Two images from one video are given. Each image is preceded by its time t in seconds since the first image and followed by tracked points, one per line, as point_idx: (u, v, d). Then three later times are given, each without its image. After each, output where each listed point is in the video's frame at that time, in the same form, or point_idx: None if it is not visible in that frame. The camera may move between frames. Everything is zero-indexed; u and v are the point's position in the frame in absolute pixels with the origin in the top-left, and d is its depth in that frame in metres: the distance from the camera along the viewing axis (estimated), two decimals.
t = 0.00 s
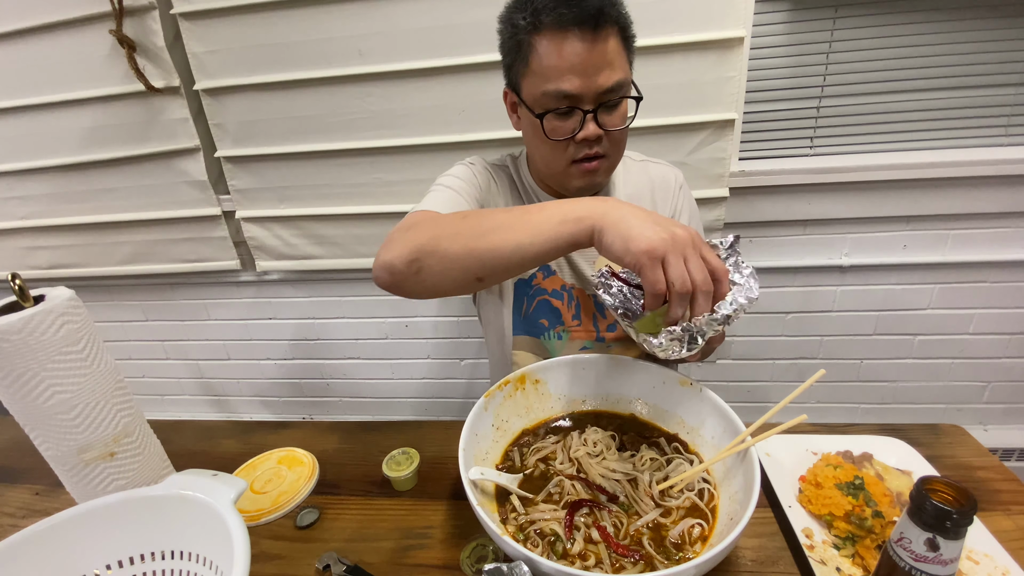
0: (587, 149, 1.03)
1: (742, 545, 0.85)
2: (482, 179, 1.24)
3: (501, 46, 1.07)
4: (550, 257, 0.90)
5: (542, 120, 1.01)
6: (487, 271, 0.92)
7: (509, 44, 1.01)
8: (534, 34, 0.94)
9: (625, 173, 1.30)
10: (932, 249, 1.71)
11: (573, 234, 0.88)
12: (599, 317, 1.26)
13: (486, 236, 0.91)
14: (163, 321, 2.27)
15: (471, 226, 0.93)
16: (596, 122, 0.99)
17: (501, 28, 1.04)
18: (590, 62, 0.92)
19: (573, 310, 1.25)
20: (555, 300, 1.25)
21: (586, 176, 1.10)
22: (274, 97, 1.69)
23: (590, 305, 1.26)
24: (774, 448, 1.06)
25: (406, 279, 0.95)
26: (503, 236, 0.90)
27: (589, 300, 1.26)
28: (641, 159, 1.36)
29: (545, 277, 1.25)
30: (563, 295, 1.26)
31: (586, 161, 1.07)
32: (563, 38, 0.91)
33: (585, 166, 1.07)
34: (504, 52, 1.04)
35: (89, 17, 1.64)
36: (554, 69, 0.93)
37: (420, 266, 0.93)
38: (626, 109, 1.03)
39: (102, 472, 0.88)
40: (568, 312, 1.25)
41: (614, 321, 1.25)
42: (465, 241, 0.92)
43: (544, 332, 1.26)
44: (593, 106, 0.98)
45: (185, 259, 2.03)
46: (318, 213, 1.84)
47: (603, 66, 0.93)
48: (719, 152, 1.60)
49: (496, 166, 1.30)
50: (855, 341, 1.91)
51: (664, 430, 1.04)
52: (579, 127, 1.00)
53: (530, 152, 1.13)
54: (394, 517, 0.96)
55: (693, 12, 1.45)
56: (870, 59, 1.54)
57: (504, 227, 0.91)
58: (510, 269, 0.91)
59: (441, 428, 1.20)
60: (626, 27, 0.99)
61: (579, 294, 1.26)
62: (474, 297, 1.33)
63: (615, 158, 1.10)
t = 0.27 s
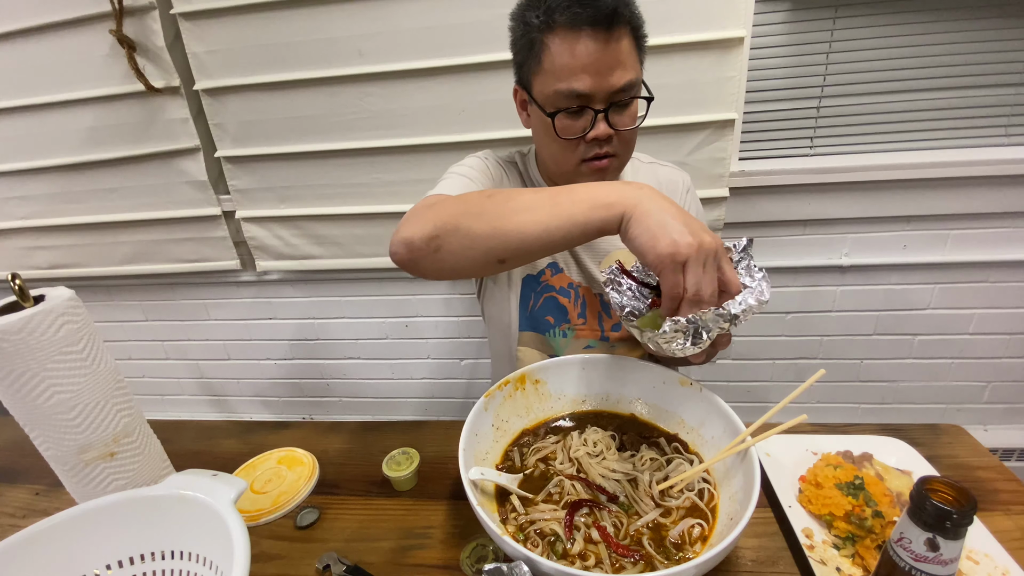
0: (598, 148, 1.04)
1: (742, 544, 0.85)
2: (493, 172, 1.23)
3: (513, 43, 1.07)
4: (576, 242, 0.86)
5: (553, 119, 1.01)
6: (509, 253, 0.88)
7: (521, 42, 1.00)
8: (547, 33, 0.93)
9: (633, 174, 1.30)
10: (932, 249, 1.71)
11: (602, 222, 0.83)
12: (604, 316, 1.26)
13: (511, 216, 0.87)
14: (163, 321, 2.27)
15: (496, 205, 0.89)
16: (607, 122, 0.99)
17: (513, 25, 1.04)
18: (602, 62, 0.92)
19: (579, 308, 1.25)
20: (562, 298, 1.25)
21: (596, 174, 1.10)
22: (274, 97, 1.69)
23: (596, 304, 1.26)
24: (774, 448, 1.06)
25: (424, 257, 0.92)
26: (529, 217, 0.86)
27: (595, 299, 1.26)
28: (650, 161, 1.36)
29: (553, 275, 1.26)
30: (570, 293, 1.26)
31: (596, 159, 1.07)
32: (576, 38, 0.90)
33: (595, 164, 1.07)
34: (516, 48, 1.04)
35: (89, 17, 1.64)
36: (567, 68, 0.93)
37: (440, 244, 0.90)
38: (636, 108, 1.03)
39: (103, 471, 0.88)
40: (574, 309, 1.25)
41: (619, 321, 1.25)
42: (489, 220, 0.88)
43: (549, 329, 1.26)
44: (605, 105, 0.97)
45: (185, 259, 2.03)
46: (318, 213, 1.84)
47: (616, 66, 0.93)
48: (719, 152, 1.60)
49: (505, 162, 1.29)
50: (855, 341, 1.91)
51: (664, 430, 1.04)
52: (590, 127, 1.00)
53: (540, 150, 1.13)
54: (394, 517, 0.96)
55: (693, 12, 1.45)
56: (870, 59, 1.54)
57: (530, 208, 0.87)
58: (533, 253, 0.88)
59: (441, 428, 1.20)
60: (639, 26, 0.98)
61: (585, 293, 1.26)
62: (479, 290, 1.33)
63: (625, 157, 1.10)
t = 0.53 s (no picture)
0: (602, 148, 1.04)
1: (742, 544, 0.85)
2: (501, 168, 1.23)
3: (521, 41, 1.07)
4: (586, 240, 0.85)
5: (558, 119, 1.01)
6: (518, 246, 0.86)
7: (529, 41, 1.01)
8: (554, 32, 0.93)
9: (639, 175, 1.30)
10: (932, 248, 1.71)
11: (613, 222, 0.83)
12: (609, 315, 1.26)
13: (522, 209, 0.85)
14: (163, 321, 2.27)
15: (507, 197, 0.87)
16: (612, 122, 0.99)
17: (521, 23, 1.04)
18: (609, 62, 0.91)
19: (583, 306, 1.26)
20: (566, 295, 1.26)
21: (600, 173, 1.10)
22: (274, 98, 1.69)
23: (600, 303, 1.26)
24: (774, 448, 1.06)
25: (431, 246, 0.90)
26: (541, 212, 0.84)
27: (600, 298, 1.26)
28: (656, 162, 1.36)
29: (558, 273, 1.26)
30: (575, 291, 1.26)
31: (601, 159, 1.07)
32: (582, 38, 0.90)
33: (600, 164, 1.08)
34: (524, 47, 1.04)
35: (89, 17, 1.64)
36: (573, 68, 0.93)
37: (448, 234, 0.88)
38: (642, 109, 1.03)
39: (102, 471, 0.88)
40: (578, 307, 1.26)
41: (623, 320, 1.25)
42: (499, 212, 0.86)
43: (553, 326, 1.27)
44: (610, 105, 0.97)
45: (185, 259, 2.03)
46: (318, 213, 1.84)
47: (622, 67, 0.93)
48: (719, 152, 1.60)
49: (512, 158, 1.29)
50: (855, 341, 1.91)
51: (664, 431, 1.04)
52: (595, 127, 1.00)
53: (545, 148, 1.13)
54: (394, 517, 0.96)
55: (694, 12, 1.45)
56: (870, 59, 1.54)
57: (542, 203, 0.85)
58: (542, 248, 0.86)
59: (442, 428, 1.20)
60: (647, 27, 0.98)
61: (590, 292, 1.26)
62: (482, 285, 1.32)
63: (630, 157, 1.10)
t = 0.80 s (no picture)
0: (597, 152, 1.04)
1: (742, 544, 0.85)
2: (503, 167, 1.23)
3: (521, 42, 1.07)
4: (592, 237, 0.85)
5: (554, 122, 1.01)
6: (525, 244, 0.86)
7: (527, 43, 1.01)
8: (550, 36, 0.93)
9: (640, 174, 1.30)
10: (932, 248, 1.71)
11: (620, 219, 0.83)
12: (609, 313, 1.26)
13: (527, 207, 0.85)
14: (163, 321, 2.27)
15: (512, 195, 0.87)
16: (607, 126, 0.99)
17: (520, 25, 1.04)
18: (604, 67, 0.91)
19: (584, 305, 1.26)
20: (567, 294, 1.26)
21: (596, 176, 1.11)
22: (274, 98, 1.69)
23: (601, 301, 1.26)
24: (774, 448, 1.06)
25: (437, 244, 0.89)
26: (547, 209, 0.84)
27: (600, 297, 1.26)
28: (657, 162, 1.36)
29: (559, 271, 1.26)
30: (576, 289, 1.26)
31: (596, 162, 1.07)
32: (577, 42, 0.90)
33: (595, 167, 1.08)
34: (523, 48, 1.04)
35: (89, 17, 1.64)
36: (568, 72, 0.93)
37: (454, 233, 0.88)
38: (639, 113, 1.02)
39: (102, 471, 0.88)
40: (579, 306, 1.26)
41: (624, 319, 1.25)
42: (505, 210, 0.86)
43: (553, 325, 1.27)
44: (605, 109, 0.97)
45: (185, 259, 2.03)
46: (318, 213, 1.84)
47: (617, 71, 0.92)
48: (719, 152, 1.60)
49: (513, 158, 1.29)
50: (855, 341, 1.91)
51: (664, 430, 1.04)
52: (589, 130, 1.00)
53: (543, 149, 1.14)
54: (394, 517, 0.96)
55: (694, 12, 1.45)
56: (870, 59, 1.54)
57: (549, 201, 0.85)
58: (549, 246, 0.86)
59: (442, 428, 1.20)
60: (646, 30, 0.97)
61: (591, 290, 1.26)
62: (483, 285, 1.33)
63: (626, 160, 1.10)
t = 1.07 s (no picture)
0: (597, 152, 1.04)
1: (742, 544, 0.85)
2: (503, 167, 1.23)
3: (519, 44, 1.07)
4: (601, 241, 0.84)
5: (553, 123, 1.01)
6: (533, 248, 0.86)
7: (525, 45, 1.01)
8: (549, 38, 0.93)
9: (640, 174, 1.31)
10: (932, 248, 1.71)
11: (629, 223, 0.82)
12: (610, 312, 1.26)
13: (536, 210, 0.85)
14: (163, 321, 2.27)
15: (521, 198, 0.87)
16: (606, 127, 0.99)
17: (518, 27, 1.04)
18: (602, 68, 0.91)
19: (584, 303, 1.26)
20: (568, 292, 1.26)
21: (595, 177, 1.11)
22: (274, 98, 1.70)
23: (602, 300, 1.26)
24: (774, 448, 1.06)
25: (446, 246, 0.90)
26: (556, 212, 0.84)
27: (601, 295, 1.26)
28: (657, 161, 1.37)
29: (559, 269, 1.25)
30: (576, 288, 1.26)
31: (595, 162, 1.08)
32: (576, 44, 0.90)
33: (594, 168, 1.08)
34: (521, 50, 1.04)
35: (89, 17, 1.64)
36: (567, 73, 0.93)
37: (462, 235, 0.88)
38: (638, 113, 1.02)
39: (103, 471, 0.88)
40: (579, 305, 1.26)
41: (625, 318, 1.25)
42: (513, 213, 0.86)
43: (553, 323, 1.27)
44: (604, 110, 0.97)
45: (185, 259, 2.03)
46: (318, 213, 1.84)
47: (616, 72, 0.92)
48: (719, 152, 1.60)
49: (513, 157, 1.29)
50: (855, 341, 1.91)
51: (664, 430, 1.04)
52: (589, 131, 1.00)
53: (542, 150, 1.14)
54: (394, 516, 0.96)
55: (693, 12, 1.45)
56: (870, 59, 1.54)
57: (558, 204, 0.85)
58: (557, 249, 0.86)
59: (442, 428, 1.20)
60: (644, 31, 0.97)
61: (591, 288, 1.26)
62: (483, 283, 1.33)
63: (625, 161, 1.10)
